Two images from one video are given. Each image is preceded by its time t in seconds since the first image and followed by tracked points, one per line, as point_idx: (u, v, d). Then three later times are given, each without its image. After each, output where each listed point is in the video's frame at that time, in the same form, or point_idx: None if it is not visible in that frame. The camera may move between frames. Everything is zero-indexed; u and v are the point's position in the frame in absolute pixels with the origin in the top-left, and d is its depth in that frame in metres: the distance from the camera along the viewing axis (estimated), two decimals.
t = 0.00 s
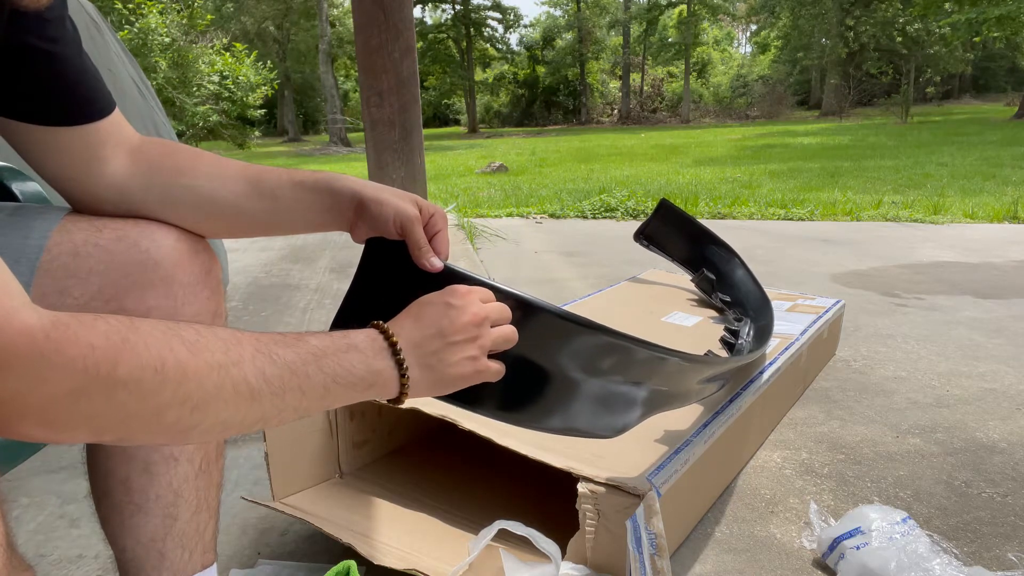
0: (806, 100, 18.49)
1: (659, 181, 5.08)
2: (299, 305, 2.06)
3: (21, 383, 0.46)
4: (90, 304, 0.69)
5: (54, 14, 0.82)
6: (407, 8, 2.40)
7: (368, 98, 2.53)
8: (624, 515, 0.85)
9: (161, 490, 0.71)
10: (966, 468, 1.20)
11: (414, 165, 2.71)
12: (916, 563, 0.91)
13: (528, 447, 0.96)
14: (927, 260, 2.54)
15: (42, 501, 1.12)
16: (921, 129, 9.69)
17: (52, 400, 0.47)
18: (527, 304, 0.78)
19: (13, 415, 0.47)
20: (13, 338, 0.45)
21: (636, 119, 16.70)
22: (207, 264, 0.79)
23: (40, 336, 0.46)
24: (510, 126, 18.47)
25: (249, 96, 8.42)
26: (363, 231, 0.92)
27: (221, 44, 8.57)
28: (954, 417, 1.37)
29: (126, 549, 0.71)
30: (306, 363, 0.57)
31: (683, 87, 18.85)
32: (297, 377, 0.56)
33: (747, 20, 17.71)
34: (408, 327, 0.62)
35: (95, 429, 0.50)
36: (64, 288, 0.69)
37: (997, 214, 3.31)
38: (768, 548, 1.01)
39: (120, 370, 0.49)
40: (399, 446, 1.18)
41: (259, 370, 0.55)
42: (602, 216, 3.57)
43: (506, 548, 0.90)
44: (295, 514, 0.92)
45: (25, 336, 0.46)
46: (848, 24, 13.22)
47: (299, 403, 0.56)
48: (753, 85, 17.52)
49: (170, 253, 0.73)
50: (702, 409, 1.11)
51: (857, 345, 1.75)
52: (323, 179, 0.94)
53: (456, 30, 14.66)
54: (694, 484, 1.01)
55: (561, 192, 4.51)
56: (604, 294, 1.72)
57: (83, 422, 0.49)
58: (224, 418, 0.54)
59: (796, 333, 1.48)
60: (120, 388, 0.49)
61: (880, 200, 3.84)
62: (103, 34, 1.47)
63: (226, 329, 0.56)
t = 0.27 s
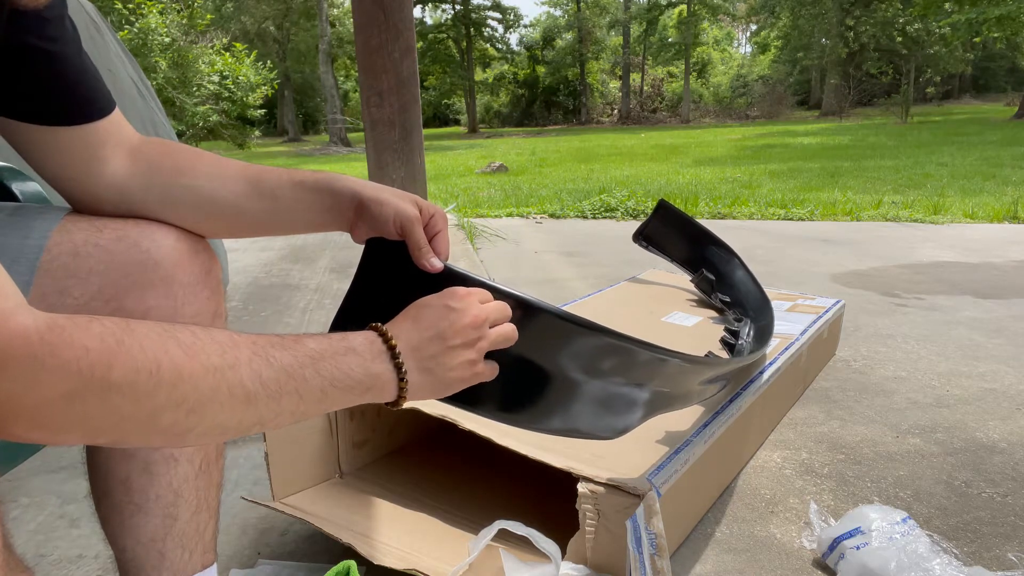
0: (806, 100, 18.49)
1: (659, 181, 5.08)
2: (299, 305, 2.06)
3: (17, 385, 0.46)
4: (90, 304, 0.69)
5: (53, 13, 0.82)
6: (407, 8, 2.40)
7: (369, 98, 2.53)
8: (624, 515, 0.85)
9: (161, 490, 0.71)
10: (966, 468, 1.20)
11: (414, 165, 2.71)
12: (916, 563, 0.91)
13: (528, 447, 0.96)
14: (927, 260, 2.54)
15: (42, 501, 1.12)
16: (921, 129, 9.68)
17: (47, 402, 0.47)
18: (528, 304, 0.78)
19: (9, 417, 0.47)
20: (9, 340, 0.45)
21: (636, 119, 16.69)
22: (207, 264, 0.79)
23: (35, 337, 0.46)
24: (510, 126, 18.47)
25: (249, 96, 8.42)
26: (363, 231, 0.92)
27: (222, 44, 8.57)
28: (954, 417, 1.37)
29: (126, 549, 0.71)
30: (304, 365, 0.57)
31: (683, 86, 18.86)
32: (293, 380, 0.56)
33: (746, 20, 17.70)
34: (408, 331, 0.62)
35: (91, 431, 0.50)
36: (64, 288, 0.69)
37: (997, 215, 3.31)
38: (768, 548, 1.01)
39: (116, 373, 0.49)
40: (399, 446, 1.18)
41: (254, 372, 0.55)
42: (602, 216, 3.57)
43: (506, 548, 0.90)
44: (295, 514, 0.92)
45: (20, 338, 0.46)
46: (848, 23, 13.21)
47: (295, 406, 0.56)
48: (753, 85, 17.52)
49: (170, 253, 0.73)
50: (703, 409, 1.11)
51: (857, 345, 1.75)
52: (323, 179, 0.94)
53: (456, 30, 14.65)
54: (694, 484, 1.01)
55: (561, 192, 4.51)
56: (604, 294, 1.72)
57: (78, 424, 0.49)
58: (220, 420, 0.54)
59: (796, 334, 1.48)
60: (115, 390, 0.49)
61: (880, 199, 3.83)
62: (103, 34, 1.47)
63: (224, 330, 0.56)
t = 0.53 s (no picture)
0: (806, 100, 18.48)
1: (659, 181, 5.08)
2: (299, 305, 2.06)
3: (14, 390, 0.46)
4: (90, 304, 0.69)
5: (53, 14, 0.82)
6: (407, 9, 2.40)
7: (368, 98, 2.53)
8: (624, 515, 0.85)
9: (161, 490, 0.71)
10: (966, 468, 1.20)
11: (414, 164, 2.71)
12: (916, 564, 0.91)
13: (528, 448, 0.96)
14: (927, 260, 2.54)
15: (42, 501, 1.12)
16: (921, 129, 9.68)
17: (44, 406, 0.48)
18: (523, 310, 0.77)
19: (6, 420, 0.47)
20: (6, 344, 0.46)
21: (636, 118, 16.69)
22: (207, 264, 0.79)
23: (33, 342, 0.47)
24: (510, 126, 18.47)
25: (249, 96, 8.42)
26: (362, 231, 0.92)
27: (222, 44, 8.56)
28: (954, 417, 1.37)
29: (126, 549, 0.71)
30: (304, 373, 0.57)
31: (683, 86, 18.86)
32: (295, 385, 0.56)
33: (747, 20, 17.69)
34: (411, 343, 0.61)
35: (88, 435, 0.50)
36: (64, 288, 0.69)
37: (997, 214, 3.31)
38: (768, 548, 1.01)
39: (114, 377, 0.49)
40: (399, 446, 1.18)
41: (252, 379, 0.54)
42: (602, 216, 3.57)
43: (506, 548, 0.89)
44: (295, 514, 0.92)
45: (17, 343, 0.46)
46: (848, 24, 13.19)
47: (292, 414, 0.56)
48: (753, 85, 17.51)
49: (170, 254, 0.73)
50: (702, 409, 1.11)
51: (857, 345, 1.75)
52: (323, 179, 0.93)
53: (456, 30, 14.65)
54: (694, 484, 1.01)
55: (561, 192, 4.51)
56: (604, 294, 1.72)
57: (73, 429, 0.49)
58: (217, 427, 0.54)
59: (796, 334, 1.48)
60: (113, 396, 0.49)
61: (880, 199, 3.83)
62: (103, 34, 1.47)
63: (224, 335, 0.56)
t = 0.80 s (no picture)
0: (806, 100, 18.48)
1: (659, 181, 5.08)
2: (299, 305, 2.06)
3: (8, 396, 0.47)
4: (90, 305, 0.69)
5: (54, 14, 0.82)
6: (407, 8, 2.40)
7: (368, 98, 2.53)
8: (624, 515, 0.85)
9: (161, 491, 0.70)
10: (966, 468, 1.20)
11: (414, 164, 2.71)
12: (916, 564, 0.91)
13: (528, 447, 0.96)
14: (927, 260, 2.54)
15: (42, 501, 1.12)
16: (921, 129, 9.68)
17: (38, 414, 0.48)
18: (524, 312, 0.77)
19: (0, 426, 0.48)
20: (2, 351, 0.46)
21: (636, 118, 16.69)
22: (207, 265, 0.79)
23: (29, 349, 0.47)
24: (510, 126, 18.46)
25: (249, 96, 8.41)
26: (363, 231, 0.92)
27: (222, 43, 8.56)
28: (954, 417, 1.37)
29: (126, 548, 0.71)
30: (301, 386, 0.56)
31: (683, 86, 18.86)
32: (290, 398, 0.56)
33: (747, 20, 17.69)
34: (413, 362, 0.61)
35: (81, 443, 0.50)
36: (64, 288, 0.69)
37: (997, 214, 3.31)
38: (768, 548, 1.01)
39: (109, 387, 0.49)
40: (399, 446, 1.18)
41: (248, 391, 0.54)
42: (602, 216, 3.57)
43: (506, 548, 0.89)
44: (295, 515, 0.92)
45: (14, 350, 0.46)
46: (848, 24, 13.18)
47: (286, 426, 0.56)
48: (753, 85, 17.50)
49: (170, 254, 0.74)
50: (702, 409, 1.11)
51: (857, 345, 1.75)
52: (323, 180, 0.93)
53: (456, 30, 14.65)
54: (694, 483, 1.01)
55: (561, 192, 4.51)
56: (603, 294, 1.72)
57: (67, 436, 0.49)
58: (210, 438, 0.54)
59: (797, 333, 1.48)
60: (107, 405, 0.50)
61: (880, 199, 3.83)
62: (102, 35, 1.47)
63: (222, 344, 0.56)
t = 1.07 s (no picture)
0: (806, 100, 18.48)
1: (659, 181, 5.08)
2: (299, 305, 2.06)
3: (12, 392, 0.47)
4: (91, 305, 0.69)
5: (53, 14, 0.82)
6: (407, 8, 2.40)
7: (368, 98, 2.53)
8: (624, 515, 0.85)
9: (162, 490, 0.71)
10: (966, 468, 1.20)
11: (414, 165, 2.71)
12: (916, 563, 0.91)
13: (528, 447, 0.96)
14: (927, 260, 2.54)
15: (42, 501, 1.12)
16: (921, 129, 9.67)
17: (41, 410, 0.48)
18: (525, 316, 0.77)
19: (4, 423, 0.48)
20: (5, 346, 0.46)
21: (636, 118, 16.68)
22: (207, 265, 0.79)
23: (32, 346, 0.47)
24: (510, 126, 18.47)
25: (250, 96, 8.41)
26: (364, 236, 0.92)
27: (222, 44, 8.56)
28: (954, 417, 1.37)
29: (126, 548, 0.71)
30: (301, 384, 0.56)
31: (683, 86, 18.86)
32: (291, 395, 0.56)
33: (747, 20, 17.68)
34: (408, 357, 0.60)
35: (83, 440, 0.50)
36: (64, 288, 0.69)
37: (997, 215, 3.31)
38: (768, 548, 1.01)
39: (111, 383, 0.49)
40: (399, 445, 1.18)
41: (249, 388, 0.54)
42: (603, 216, 3.57)
43: (506, 548, 0.89)
44: (295, 515, 0.92)
45: (17, 346, 0.46)
46: (848, 23, 13.18)
47: (287, 423, 0.56)
48: (753, 85, 17.50)
49: (170, 255, 0.74)
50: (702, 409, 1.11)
51: (857, 345, 1.75)
52: (324, 181, 0.93)
53: (456, 30, 14.66)
54: (694, 483, 1.01)
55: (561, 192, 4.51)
56: (604, 294, 1.72)
57: (69, 432, 0.49)
58: (212, 435, 0.54)
59: (797, 334, 1.48)
60: (110, 402, 0.50)
61: (880, 200, 3.83)
62: (102, 35, 1.48)
63: (224, 342, 0.56)
